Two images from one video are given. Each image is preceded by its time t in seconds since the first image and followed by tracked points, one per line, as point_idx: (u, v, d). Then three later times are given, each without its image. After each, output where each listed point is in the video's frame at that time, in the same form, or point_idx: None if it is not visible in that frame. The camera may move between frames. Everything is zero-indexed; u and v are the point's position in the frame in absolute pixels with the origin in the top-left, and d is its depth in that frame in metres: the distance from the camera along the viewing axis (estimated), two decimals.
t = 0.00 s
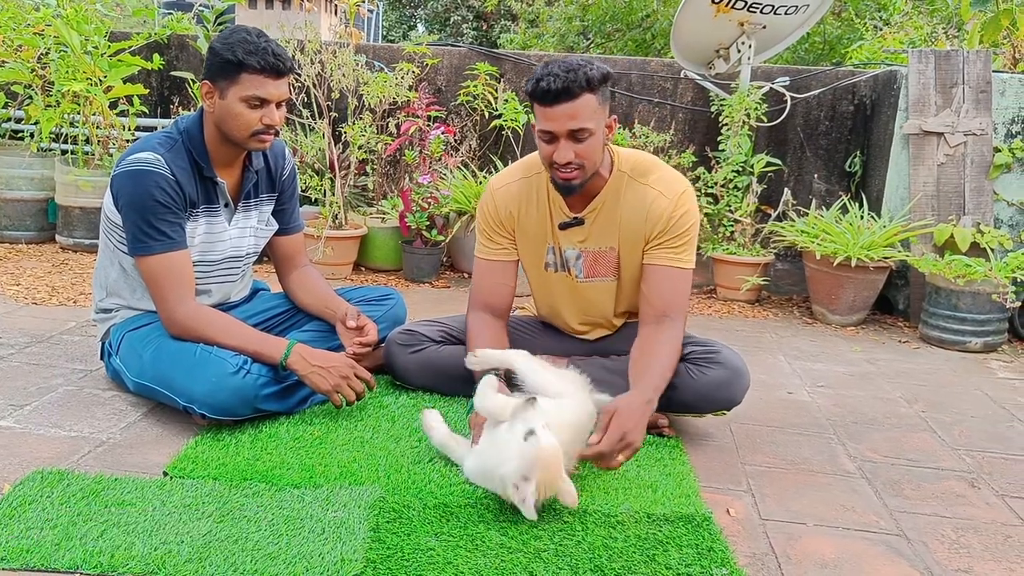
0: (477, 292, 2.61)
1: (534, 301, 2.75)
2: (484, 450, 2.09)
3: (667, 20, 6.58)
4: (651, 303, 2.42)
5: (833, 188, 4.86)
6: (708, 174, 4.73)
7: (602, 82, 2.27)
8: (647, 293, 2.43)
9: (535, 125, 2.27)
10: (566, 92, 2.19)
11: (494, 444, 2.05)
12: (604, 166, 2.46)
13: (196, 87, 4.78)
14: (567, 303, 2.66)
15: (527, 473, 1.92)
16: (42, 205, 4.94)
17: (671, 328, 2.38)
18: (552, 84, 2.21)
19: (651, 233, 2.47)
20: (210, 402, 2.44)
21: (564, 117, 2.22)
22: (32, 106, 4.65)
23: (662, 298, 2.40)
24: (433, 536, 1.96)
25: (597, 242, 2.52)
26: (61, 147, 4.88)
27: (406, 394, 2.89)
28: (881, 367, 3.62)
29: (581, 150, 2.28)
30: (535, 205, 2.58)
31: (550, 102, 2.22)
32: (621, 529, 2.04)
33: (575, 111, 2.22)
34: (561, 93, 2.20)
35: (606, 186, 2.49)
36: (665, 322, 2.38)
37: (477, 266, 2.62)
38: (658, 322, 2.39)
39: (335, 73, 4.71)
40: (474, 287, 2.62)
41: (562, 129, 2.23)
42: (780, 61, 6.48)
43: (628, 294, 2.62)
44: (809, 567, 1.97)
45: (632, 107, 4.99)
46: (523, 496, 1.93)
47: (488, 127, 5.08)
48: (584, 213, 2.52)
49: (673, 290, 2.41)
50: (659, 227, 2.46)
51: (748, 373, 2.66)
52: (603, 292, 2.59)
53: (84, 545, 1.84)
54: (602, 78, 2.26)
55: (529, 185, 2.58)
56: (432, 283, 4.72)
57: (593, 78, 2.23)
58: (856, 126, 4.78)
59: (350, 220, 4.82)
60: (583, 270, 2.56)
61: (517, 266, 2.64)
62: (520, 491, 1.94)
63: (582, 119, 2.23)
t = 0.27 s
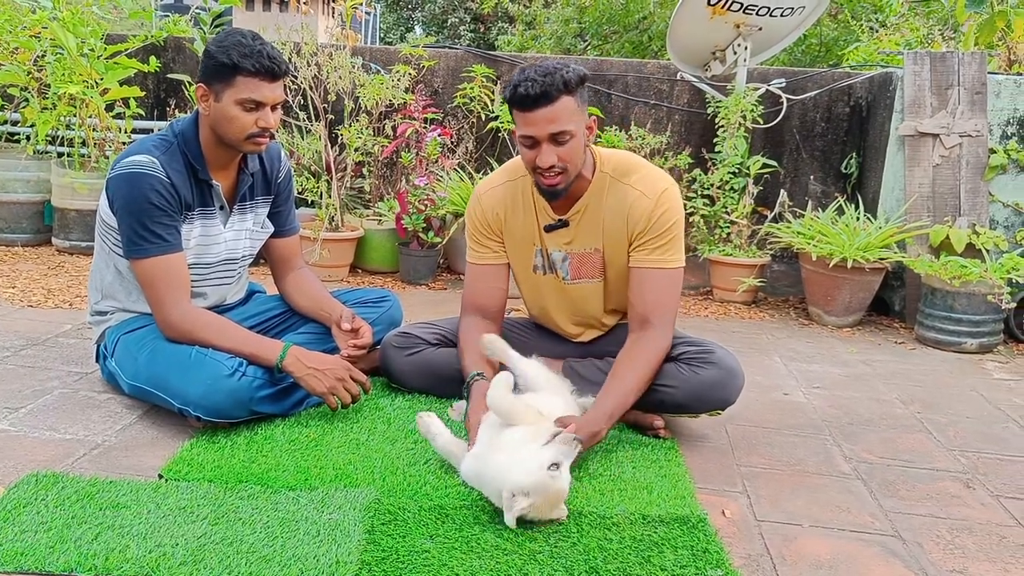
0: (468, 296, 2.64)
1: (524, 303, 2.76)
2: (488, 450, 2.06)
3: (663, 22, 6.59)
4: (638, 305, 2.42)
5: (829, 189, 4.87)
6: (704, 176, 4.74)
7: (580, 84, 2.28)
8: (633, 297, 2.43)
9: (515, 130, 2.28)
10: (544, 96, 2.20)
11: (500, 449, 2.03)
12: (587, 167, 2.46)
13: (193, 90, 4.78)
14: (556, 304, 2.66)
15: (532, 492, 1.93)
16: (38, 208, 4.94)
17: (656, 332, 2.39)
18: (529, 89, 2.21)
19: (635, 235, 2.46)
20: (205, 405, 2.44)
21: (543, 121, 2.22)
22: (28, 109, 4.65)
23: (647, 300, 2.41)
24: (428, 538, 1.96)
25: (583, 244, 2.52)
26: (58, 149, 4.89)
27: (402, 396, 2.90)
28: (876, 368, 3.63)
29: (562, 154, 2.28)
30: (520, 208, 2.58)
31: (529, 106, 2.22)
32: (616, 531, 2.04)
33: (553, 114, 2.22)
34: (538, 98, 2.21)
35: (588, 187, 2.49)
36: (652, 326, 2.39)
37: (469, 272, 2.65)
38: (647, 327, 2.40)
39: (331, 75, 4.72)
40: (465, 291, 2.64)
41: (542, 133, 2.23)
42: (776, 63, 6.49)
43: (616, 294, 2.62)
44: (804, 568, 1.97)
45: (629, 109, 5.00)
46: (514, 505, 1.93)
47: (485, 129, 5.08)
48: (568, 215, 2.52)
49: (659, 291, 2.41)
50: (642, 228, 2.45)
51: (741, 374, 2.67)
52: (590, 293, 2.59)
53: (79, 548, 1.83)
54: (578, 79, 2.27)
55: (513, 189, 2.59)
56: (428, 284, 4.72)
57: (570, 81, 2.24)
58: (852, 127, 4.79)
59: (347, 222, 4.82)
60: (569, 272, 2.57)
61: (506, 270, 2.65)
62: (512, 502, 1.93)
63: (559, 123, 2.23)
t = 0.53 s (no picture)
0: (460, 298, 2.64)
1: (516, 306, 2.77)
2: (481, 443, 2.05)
3: (659, 23, 6.60)
4: (634, 306, 2.43)
5: (825, 190, 4.89)
6: (700, 177, 4.75)
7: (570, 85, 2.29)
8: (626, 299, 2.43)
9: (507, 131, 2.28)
10: (535, 96, 2.21)
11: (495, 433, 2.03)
12: (578, 168, 2.46)
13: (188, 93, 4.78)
14: (548, 306, 2.66)
15: (532, 457, 1.93)
16: (34, 212, 4.94)
17: (652, 334, 2.39)
18: (521, 88, 2.22)
19: (627, 237, 2.46)
20: (201, 407, 2.44)
21: (536, 120, 2.23)
22: (24, 113, 4.65)
23: (640, 303, 2.41)
24: (424, 539, 1.96)
25: (575, 246, 2.52)
26: (53, 153, 4.89)
27: (398, 398, 2.89)
28: (872, 368, 3.63)
29: (555, 153, 2.28)
30: (513, 211, 2.59)
31: (521, 106, 2.23)
32: (612, 532, 2.04)
33: (546, 113, 2.23)
34: (530, 97, 2.22)
35: (580, 189, 2.49)
36: (648, 327, 2.39)
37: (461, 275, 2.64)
38: (646, 330, 2.40)
39: (326, 78, 4.74)
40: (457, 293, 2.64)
41: (535, 132, 2.23)
42: (771, 63, 6.50)
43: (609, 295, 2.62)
44: (800, 568, 1.97)
45: (624, 110, 5.00)
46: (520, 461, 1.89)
47: (480, 131, 5.08)
48: (561, 218, 2.52)
49: (652, 293, 2.40)
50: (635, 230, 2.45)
51: (739, 375, 2.67)
52: (583, 294, 2.60)
53: (75, 550, 1.83)
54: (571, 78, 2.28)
55: (505, 191, 2.59)
56: (425, 287, 4.72)
57: (561, 80, 2.26)
58: (847, 128, 4.81)
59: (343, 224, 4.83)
60: (561, 274, 2.57)
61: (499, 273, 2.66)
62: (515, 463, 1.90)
63: (551, 123, 2.23)
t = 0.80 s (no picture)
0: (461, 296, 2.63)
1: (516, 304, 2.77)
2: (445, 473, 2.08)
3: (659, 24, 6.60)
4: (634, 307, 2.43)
5: (824, 190, 4.89)
6: (700, 177, 4.75)
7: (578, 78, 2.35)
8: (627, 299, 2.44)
9: (517, 119, 2.31)
10: (547, 80, 2.25)
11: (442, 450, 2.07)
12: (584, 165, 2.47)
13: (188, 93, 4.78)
14: (549, 306, 2.66)
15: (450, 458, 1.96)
16: (34, 212, 4.94)
17: (651, 333, 2.38)
18: (533, 74, 2.26)
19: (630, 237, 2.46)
20: (202, 408, 2.44)
21: (546, 104, 2.25)
22: (24, 113, 4.65)
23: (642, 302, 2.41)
24: (425, 540, 1.96)
25: (577, 245, 2.53)
26: (53, 154, 4.89)
27: (398, 399, 2.90)
28: (872, 369, 3.63)
29: (565, 139, 2.31)
30: (515, 209, 2.58)
31: (531, 91, 2.26)
32: (612, 533, 2.04)
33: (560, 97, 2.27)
34: (541, 82, 2.25)
35: (584, 188, 2.50)
36: (647, 328, 2.39)
37: (462, 274, 2.64)
38: (644, 330, 2.39)
39: (326, 78, 4.73)
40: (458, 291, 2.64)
41: (547, 116, 2.26)
42: (771, 64, 6.50)
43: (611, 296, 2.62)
44: (800, 569, 1.97)
45: (624, 111, 5.00)
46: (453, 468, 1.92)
47: (480, 131, 5.08)
48: (564, 216, 2.52)
49: (653, 294, 2.40)
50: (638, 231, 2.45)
51: (739, 376, 2.67)
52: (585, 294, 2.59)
53: (75, 551, 1.83)
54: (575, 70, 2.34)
55: (509, 189, 2.59)
56: (425, 287, 4.72)
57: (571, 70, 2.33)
58: (847, 128, 4.81)
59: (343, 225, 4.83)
60: (563, 273, 2.57)
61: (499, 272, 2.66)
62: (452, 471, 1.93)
63: (560, 109, 2.27)
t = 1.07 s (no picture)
0: (468, 293, 2.63)
1: (523, 303, 2.77)
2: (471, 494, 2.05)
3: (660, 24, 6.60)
4: (639, 307, 2.42)
5: (826, 192, 4.89)
6: (701, 178, 4.75)
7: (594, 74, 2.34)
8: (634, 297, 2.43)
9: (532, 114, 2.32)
10: (562, 77, 2.25)
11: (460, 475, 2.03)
12: (598, 162, 2.48)
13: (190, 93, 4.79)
14: (557, 304, 2.66)
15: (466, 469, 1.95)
16: (36, 211, 4.94)
17: (655, 334, 2.38)
18: (550, 70, 2.26)
19: (639, 237, 2.46)
20: (204, 408, 2.44)
21: (561, 101, 2.26)
22: (26, 113, 4.66)
23: (650, 303, 2.40)
24: (426, 541, 1.96)
25: (587, 244, 2.53)
26: (55, 153, 4.89)
27: (400, 399, 2.90)
28: (874, 371, 3.63)
29: (578, 136, 2.31)
30: (527, 207, 2.59)
31: (547, 87, 2.26)
32: (614, 534, 2.04)
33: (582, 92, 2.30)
34: (556, 79, 2.25)
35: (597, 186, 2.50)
36: (654, 329, 2.39)
37: (470, 271, 2.64)
38: (647, 329, 2.39)
39: (328, 78, 4.74)
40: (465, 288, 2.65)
41: (561, 114, 2.26)
42: (773, 65, 6.50)
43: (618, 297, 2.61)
44: (802, 571, 1.97)
45: (626, 111, 5.00)
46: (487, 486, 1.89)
47: (482, 131, 5.08)
48: (575, 214, 2.53)
49: (663, 294, 2.41)
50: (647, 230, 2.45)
51: (741, 377, 2.67)
52: (594, 294, 2.59)
53: (77, 551, 1.83)
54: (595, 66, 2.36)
55: (521, 186, 2.60)
56: (426, 287, 4.72)
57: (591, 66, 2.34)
58: (849, 130, 4.80)
59: (344, 225, 4.83)
60: (573, 271, 2.57)
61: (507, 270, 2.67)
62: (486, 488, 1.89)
63: (576, 107, 2.26)
